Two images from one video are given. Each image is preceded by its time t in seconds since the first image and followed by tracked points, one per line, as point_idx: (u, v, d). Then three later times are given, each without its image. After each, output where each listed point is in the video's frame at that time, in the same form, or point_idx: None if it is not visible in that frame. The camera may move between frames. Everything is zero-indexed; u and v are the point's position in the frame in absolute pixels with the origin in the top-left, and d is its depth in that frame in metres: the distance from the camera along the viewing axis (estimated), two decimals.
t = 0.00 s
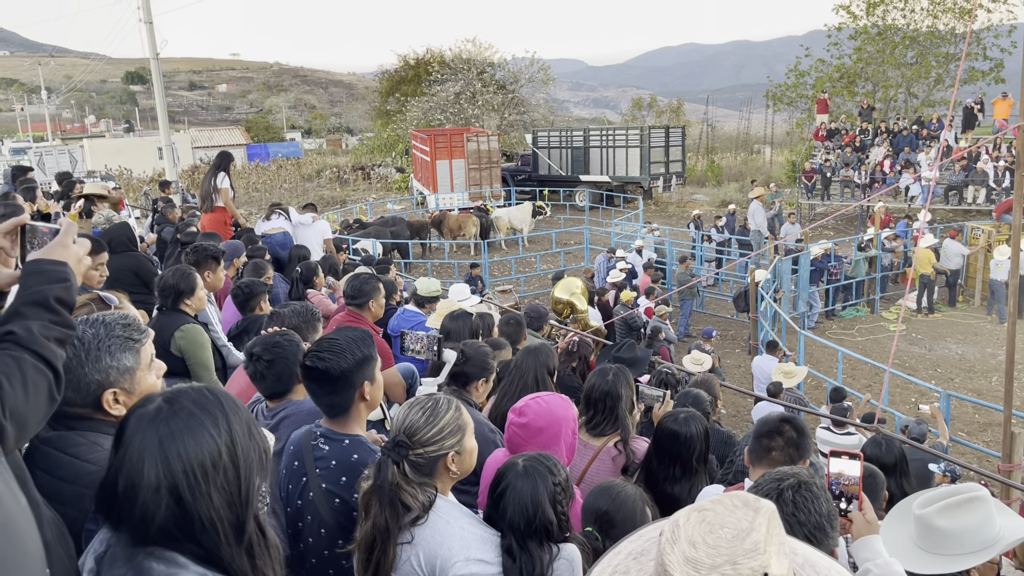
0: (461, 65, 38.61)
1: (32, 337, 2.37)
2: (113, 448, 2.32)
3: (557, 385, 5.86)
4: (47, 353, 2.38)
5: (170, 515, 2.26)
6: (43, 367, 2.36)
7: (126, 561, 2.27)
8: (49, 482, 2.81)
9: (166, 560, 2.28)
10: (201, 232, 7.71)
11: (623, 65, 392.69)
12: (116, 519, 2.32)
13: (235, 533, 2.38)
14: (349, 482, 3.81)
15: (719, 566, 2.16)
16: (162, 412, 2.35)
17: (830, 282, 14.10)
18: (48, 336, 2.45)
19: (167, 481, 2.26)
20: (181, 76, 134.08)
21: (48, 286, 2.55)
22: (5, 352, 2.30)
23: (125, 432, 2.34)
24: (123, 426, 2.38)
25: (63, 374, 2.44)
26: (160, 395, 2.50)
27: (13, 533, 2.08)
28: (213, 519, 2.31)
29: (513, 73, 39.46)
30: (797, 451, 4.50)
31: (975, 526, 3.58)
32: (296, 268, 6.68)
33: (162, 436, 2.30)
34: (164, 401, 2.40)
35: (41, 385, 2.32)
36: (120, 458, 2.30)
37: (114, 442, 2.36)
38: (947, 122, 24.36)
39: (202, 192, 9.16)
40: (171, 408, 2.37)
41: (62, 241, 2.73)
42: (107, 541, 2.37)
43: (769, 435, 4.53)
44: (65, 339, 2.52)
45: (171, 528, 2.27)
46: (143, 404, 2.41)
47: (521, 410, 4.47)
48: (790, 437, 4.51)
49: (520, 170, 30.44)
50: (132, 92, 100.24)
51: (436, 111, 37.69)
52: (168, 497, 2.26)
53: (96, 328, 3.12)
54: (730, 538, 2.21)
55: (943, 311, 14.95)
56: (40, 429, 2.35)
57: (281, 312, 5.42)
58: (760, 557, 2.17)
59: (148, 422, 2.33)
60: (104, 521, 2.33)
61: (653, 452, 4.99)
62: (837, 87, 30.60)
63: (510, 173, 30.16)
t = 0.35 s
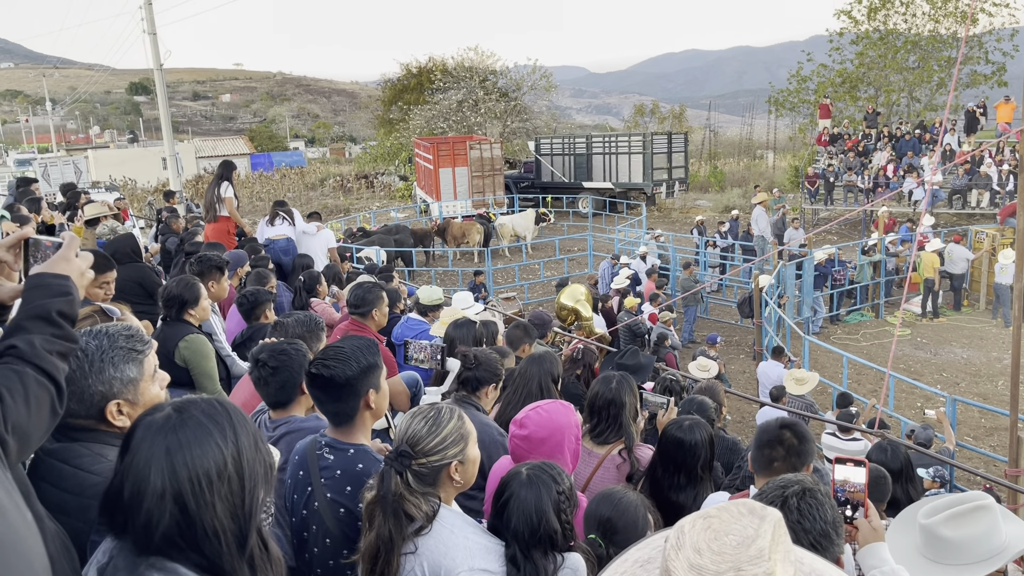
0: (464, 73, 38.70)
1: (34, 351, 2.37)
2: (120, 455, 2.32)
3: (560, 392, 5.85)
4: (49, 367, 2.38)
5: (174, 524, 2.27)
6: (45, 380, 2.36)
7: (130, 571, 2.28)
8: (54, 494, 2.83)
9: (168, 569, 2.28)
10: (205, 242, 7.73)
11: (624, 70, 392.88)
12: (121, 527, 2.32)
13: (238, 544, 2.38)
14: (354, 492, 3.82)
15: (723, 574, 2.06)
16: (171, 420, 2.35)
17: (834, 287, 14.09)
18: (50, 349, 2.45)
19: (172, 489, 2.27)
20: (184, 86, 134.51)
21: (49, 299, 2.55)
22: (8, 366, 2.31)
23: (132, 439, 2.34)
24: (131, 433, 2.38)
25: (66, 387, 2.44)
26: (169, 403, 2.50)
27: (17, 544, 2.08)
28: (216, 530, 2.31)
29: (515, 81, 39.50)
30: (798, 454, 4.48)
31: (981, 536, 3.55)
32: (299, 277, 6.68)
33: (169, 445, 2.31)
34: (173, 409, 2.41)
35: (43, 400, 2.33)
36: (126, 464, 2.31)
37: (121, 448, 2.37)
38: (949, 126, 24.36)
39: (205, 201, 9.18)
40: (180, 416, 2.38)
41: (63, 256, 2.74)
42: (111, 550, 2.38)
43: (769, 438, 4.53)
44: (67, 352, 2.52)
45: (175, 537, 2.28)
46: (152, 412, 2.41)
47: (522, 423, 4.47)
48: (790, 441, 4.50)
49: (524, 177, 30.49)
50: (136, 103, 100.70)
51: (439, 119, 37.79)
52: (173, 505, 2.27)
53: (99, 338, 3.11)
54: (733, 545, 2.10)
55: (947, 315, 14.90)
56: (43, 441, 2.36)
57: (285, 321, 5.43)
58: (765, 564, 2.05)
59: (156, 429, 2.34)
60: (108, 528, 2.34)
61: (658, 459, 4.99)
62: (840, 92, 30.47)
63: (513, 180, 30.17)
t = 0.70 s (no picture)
0: (461, 81, 38.77)
1: (29, 363, 2.37)
2: (128, 461, 2.37)
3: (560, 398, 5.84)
4: (44, 379, 2.38)
5: (183, 527, 2.31)
6: (40, 392, 2.36)
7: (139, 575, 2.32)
8: (51, 506, 2.82)
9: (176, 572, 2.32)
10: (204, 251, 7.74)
11: (621, 75, 393.80)
12: (129, 532, 2.36)
13: (246, 547, 2.42)
14: (352, 501, 3.81)
15: None
16: (178, 426, 2.40)
17: (833, 292, 14.10)
18: (45, 361, 2.45)
19: (181, 493, 2.31)
20: (182, 97, 134.74)
21: (44, 312, 2.55)
22: (3, 378, 2.31)
23: (140, 446, 2.39)
24: (140, 439, 2.44)
25: (61, 400, 2.44)
26: (178, 410, 2.55)
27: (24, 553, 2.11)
28: (225, 533, 2.35)
29: (513, 88, 39.64)
30: (794, 459, 4.49)
31: (977, 543, 3.54)
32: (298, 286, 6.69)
33: (176, 451, 2.35)
34: (181, 416, 2.47)
35: (38, 411, 2.33)
36: (135, 470, 2.36)
37: (130, 454, 2.42)
38: (945, 129, 24.42)
39: (204, 211, 9.18)
40: (188, 422, 2.43)
41: (59, 267, 2.75)
42: (121, 555, 2.42)
43: (765, 443, 4.54)
44: (62, 364, 2.53)
45: (184, 540, 2.32)
46: (161, 419, 2.47)
47: (524, 430, 4.47)
48: (784, 448, 4.50)
49: (522, 184, 30.51)
50: (134, 113, 100.68)
51: (437, 127, 37.85)
52: (181, 509, 2.31)
53: (96, 351, 3.11)
54: (720, 552, 2.07)
55: (947, 318, 14.91)
56: (39, 454, 2.36)
57: (284, 331, 5.42)
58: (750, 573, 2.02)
59: (164, 435, 2.40)
60: (118, 534, 2.38)
61: (658, 465, 4.99)
62: (836, 97, 30.58)
63: (511, 187, 30.19)
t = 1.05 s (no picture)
0: (455, 88, 38.82)
1: (16, 374, 2.36)
2: (130, 468, 2.43)
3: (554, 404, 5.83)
4: (31, 391, 2.37)
5: (184, 533, 2.37)
6: (28, 403, 2.35)
7: None
8: (41, 520, 2.81)
9: None
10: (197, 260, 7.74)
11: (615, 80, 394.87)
12: (130, 538, 2.41)
13: (247, 553, 2.47)
14: (346, 510, 3.80)
15: None
16: (181, 433, 2.47)
17: (828, 296, 14.13)
18: (34, 372, 2.44)
19: (182, 499, 2.37)
20: (175, 106, 134.66)
21: (31, 323, 2.55)
22: None
23: (142, 453, 2.46)
24: (142, 446, 2.50)
25: (50, 411, 2.43)
26: (180, 418, 2.62)
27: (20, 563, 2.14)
28: (226, 539, 2.41)
29: (506, 95, 39.70)
30: (787, 466, 4.50)
31: (967, 548, 3.53)
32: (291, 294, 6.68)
33: (179, 458, 2.42)
34: (183, 423, 2.53)
35: (27, 423, 2.32)
36: (137, 477, 2.42)
37: (132, 461, 2.48)
38: (937, 132, 24.52)
39: (197, 220, 9.16)
40: (190, 430, 2.49)
41: (47, 278, 2.78)
42: (121, 563, 2.46)
43: (758, 449, 4.55)
44: (50, 375, 2.52)
45: (185, 546, 2.37)
46: (163, 426, 2.53)
47: (518, 434, 4.44)
48: (777, 454, 4.51)
49: (516, 191, 30.52)
50: (128, 123, 100.51)
51: (430, 134, 37.90)
52: (183, 515, 2.37)
53: (85, 362, 3.10)
54: (691, 549, 2.28)
55: (941, 321, 14.96)
56: (29, 466, 2.36)
57: (277, 340, 5.40)
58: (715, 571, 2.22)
59: (166, 443, 2.46)
60: (120, 541, 2.43)
61: (653, 472, 4.99)
62: (829, 101, 30.74)
63: (506, 194, 30.19)
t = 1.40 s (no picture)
0: (446, 94, 38.86)
1: (4, 383, 2.36)
2: (115, 479, 2.41)
3: (547, 409, 5.83)
4: (18, 400, 2.36)
5: (170, 543, 2.36)
6: (15, 412, 2.34)
7: None
8: (30, 531, 2.78)
9: None
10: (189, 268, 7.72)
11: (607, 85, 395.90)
12: (114, 550, 2.40)
13: (233, 563, 2.47)
14: (339, 518, 3.79)
15: None
16: (167, 443, 2.46)
17: (820, 299, 14.17)
18: (21, 381, 2.44)
19: (168, 510, 2.37)
20: (165, 114, 134.35)
21: (20, 330, 2.54)
22: None
23: (127, 462, 2.44)
24: (127, 456, 2.49)
25: (38, 420, 2.42)
26: (165, 428, 2.61)
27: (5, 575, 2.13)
28: (212, 549, 2.40)
29: (497, 101, 39.76)
30: (780, 469, 4.50)
31: (960, 550, 3.53)
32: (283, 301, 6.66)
33: (165, 468, 2.41)
34: (169, 433, 2.52)
35: (14, 431, 2.31)
36: (121, 487, 2.40)
37: (116, 472, 2.47)
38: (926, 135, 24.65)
39: (188, 228, 9.13)
40: (177, 439, 2.48)
41: (35, 287, 2.82)
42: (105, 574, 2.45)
43: (751, 452, 4.56)
44: (39, 385, 2.51)
45: (171, 556, 2.36)
46: (149, 436, 2.52)
47: (514, 437, 4.42)
48: (769, 457, 4.52)
49: (508, 196, 30.48)
50: (118, 131, 100.21)
51: (422, 140, 37.91)
52: (168, 525, 2.36)
53: (74, 372, 3.08)
54: (676, 552, 2.29)
55: (932, 323, 15.01)
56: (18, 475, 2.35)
57: (269, 347, 5.39)
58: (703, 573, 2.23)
59: (152, 453, 2.44)
60: (103, 552, 2.41)
61: (647, 476, 4.99)
62: (819, 105, 30.88)
63: (498, 200, 30.16)
